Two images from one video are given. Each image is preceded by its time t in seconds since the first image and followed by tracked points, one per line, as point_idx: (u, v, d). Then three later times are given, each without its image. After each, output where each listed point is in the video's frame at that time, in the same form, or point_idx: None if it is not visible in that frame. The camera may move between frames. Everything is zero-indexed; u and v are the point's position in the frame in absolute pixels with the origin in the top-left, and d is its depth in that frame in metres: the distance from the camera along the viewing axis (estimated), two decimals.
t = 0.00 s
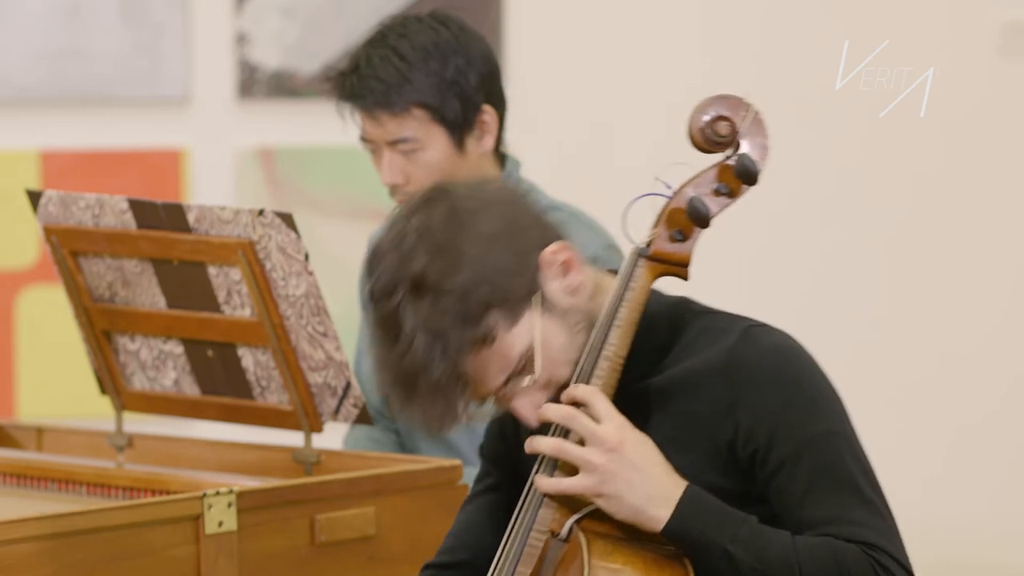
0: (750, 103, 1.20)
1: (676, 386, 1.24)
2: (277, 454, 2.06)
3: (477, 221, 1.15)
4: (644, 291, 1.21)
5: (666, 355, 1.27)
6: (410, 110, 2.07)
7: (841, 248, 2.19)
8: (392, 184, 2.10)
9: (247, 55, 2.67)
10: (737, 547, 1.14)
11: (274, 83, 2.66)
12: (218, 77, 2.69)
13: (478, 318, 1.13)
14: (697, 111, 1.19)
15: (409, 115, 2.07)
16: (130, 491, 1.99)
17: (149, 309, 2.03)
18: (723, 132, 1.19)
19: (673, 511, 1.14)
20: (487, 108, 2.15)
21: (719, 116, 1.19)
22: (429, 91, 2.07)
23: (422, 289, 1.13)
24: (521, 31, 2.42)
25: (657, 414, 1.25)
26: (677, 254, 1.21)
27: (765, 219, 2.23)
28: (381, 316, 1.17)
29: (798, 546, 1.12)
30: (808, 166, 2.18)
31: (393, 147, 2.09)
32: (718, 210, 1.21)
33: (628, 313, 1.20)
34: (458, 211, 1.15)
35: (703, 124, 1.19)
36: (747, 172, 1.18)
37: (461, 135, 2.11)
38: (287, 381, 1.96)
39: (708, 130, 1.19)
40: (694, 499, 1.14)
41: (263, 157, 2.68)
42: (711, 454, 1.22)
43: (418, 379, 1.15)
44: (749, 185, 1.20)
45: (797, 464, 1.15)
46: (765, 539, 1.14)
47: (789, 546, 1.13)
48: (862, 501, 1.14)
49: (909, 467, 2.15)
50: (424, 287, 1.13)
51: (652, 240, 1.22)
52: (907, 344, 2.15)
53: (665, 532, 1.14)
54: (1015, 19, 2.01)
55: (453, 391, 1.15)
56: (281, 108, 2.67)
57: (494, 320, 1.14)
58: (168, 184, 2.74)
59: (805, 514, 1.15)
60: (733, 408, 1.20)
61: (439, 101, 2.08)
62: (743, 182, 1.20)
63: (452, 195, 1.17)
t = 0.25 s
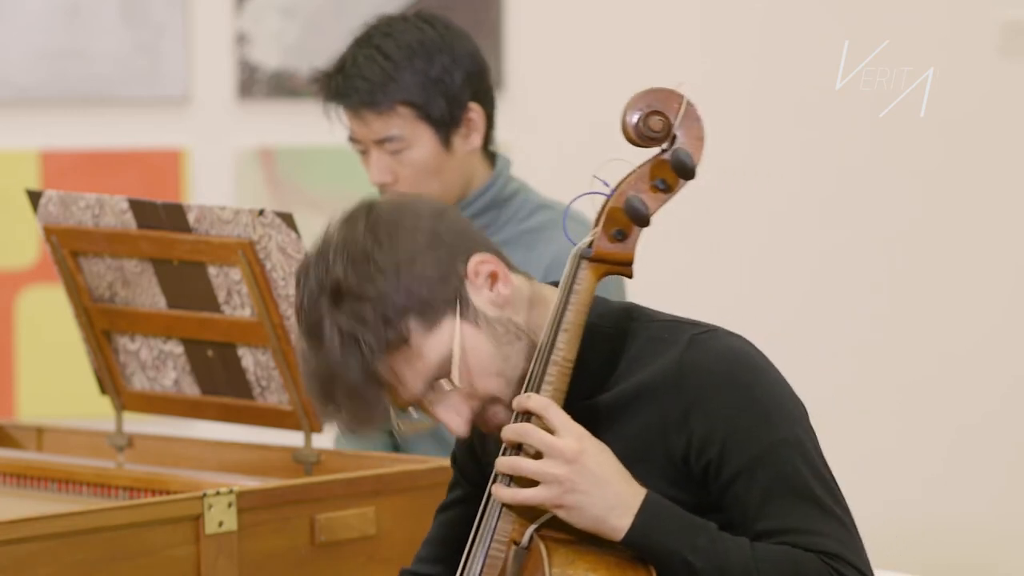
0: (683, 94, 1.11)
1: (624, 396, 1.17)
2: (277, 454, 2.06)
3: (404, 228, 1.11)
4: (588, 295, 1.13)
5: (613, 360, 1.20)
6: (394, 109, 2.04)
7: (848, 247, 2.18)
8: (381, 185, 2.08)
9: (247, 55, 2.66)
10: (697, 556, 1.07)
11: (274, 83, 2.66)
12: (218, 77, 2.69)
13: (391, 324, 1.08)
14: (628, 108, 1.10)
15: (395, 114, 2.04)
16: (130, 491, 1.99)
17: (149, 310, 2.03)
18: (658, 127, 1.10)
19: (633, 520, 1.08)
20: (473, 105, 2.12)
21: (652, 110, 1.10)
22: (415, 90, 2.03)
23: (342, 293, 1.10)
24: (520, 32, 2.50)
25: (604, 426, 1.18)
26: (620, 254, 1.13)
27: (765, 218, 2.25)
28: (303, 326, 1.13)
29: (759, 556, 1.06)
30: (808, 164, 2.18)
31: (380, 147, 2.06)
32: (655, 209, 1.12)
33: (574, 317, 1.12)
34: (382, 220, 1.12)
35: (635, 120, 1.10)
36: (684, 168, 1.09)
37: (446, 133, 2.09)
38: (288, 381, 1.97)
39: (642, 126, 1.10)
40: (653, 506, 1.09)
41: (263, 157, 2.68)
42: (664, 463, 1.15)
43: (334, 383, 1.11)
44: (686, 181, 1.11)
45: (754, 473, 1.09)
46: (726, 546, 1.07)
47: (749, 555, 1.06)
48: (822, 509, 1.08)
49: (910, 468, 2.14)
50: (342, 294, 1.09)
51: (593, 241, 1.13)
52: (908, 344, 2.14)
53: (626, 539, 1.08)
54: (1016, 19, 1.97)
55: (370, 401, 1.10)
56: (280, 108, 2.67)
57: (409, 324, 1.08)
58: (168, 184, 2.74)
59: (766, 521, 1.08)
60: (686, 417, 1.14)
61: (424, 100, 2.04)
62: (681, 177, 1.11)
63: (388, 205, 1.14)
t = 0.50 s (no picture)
0: (687, 91, 1.19)
1: (648, 372, 1.26)
2: (277, 454, 2.06)
3: (500, 141, 1.31)
4: (594, 286, 1.22)
5: (638, 340, 1.30)
6: (386, 97, 2.12)
7: (857, 244, 2.17)
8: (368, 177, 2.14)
9: (247, 55, 2.66)
10: (710, 522, 1.13)
11: (274, 83, 2.66)
12: (218, 76, 2.70)
13: (439, 213, 1.28)
14: (633, 104, 1.18)
15: (385, 102, 2.12)
16: (130, 491, 1.99)
17: (149, 310, 2.03)
18: (663, 123, 1.18)
19: (643, 488, 1.14)
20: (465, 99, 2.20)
21: (656, 105, 1.18)
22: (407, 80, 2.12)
23: (420, 161, 1.31)
24: (520, 32, 2.52)
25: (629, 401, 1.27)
26: (625, 247, 1.21)
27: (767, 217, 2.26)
28: (379, 167, 1.35)
29: (772, 523, 1.12)
30: (813, 161, 2.19)
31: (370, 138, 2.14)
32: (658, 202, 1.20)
33: (578, 312, 1.21)
34: (492, 120, 1.32)
35: (640, 116, 1.18)
36: (687, 163, 1.17)
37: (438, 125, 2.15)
38: (287, 381, 1.97)
39: (647, 122, 1.18)
40: (666, 474, 1.15)
41: (263, 157, 2.68)
42: (684, 438, 1.23)
43: (364, 230, 1.31)
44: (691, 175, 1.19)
45: (769, 446, 1.16)
46: (738, 514, 1.13)
47: (762, 523, 1.12)
48: (834, 484, 1.14)
49: (912, 469, 2.13)
50: (421, 161, 1.31)
51: (599, 234, 1.22)
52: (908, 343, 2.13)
53: (638, 503, 1.14)
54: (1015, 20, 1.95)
55: (390, 259, 1.30)
56: (280, 108, 2.67)
57: (455, 223, 1.29)
58: (168, 184, 2.74)
59: (779, 494, 1.15)
60: (706, 393, 1.22)
61: (418, 90, 2.13)
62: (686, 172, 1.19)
63: (504, 113, 1.33)
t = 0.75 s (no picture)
0: (745, 99, 1.20)
1: (694, 367, 1.26)
2: (277, 454, 2.06)
3: (585, 115, 1.31)
4: (642, 285, 1.22)
5: (685, 336, 1.29)
6: (381, 84, 2.23)
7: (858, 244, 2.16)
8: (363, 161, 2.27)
9: (247, 55, 2.66)
10: (734, 504, 1.11)
11: (274, 83, 2.66)
12: (217, 76, 2.69)
13: (508, 168, 1.30)
14: (693, 108, 1.19)
15: (380, 89, 2.24)
16: (130, 491, 1.99)
17: (149, 310, 2.03)
18: (719, 128, 1.19)
19: (668, 470, 1.13)
20: (460, 92, 2.29)
21: (715, 111, 1.19)
22: (404, 67, 2.23)
23: (506, 116, 1.33)
24: (520, 33, 2.44)
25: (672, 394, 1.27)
26: (675, 250, 1.22)
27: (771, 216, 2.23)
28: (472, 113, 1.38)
29: (796, 508, 1.09)
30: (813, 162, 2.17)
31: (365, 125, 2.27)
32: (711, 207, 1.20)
33: (626, 308, 1.21)
34: (585, 92, 1.33)
35: (698, 120, 1.19)
36: (744, 170, 1.18)
37: (434, 114, 2.27)
38: (287, 381, 1.97)
39: (703, 127, 1.19)
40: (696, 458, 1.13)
41: (263, 157, 2.68)
42: (723, 433, 1.23)
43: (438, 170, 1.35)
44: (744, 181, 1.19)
45: (807, 438, 1.14)
46: (763, 498, 1.10)
47: (786, 508, 1.09)
48: (865, 475, 1.11)
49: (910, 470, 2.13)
50: (507, 116, 1.33)
51: (650, 236, 1.22)
52: (906, 344, 2.13)
53: (662, 486, 1.13)
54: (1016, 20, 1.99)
55: (454, 202, 1.34)
56: (281, 108, 2.67)
57: (521, 182, 1.30)
58: (168, 184, 2.74)
59: (808, 483, 1.12)
60: (748, 388, 1.21)
61: (413, 80, 2.24)
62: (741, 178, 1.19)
63: (601, 89, 1.33)
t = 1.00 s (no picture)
0: (760, 104, 1.18)
1: (697, 372, 1.26)
2: (277, 454, 2.06)
3: (613, 103, 1.29)
4: (652, 289, 1.21)
5: (691, 339, 1.29)
6: (378, 73, 2.23)
7: (848, 246, 2.17)
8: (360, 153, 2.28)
9: (247, 55, 2.66)
10: (731, 530, 1.12)
11: (274, 83, 2.65)
12: (218, 76, 2.69)
13: (533, 150, 1.28)
14: (707, 112, 1.17)
15: (376, 78, 2.23)
16: (130, 491, 1.99)
17: (149, 310, 2.03)
18: (733, 134, 1.17)
19: (667, 496, 1.13)
20: (456, 85, 2.30)
21: (728, 116, 1.17)
22: (400, 59, 2.23)
23: (531, 100, 1.31)
24: (520, 33, 2.47)
25: (677, 398, 1.27)
26: (686, 254, 1.22)
27: (768, 218, 2.24)
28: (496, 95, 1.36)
29: (795, 532, 1.10)
30: (811, 162, 2.17)
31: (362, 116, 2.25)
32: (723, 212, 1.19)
33: (635, 312, 1.20)
34: (613, 81, 1.31)
35: (712, 126, 1.17)
36: (756, 176, 1.16)
37: (430, 106, 2.28)
38: (287, 381, 1.97)
39: (717, 133, 1.17)
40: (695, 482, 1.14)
41: (262, 157, 2.68)
42: (727, 440, 1.23)
43: (462, 151, 1.32)
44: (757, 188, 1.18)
45: (807, 454, 1.14)
46: (761, 524, 1.12)
47: (783, 534, 1.10)
48: (867, 495, 1.11)
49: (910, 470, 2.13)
50: (535, 98, 1.30)
51: (661, 241, 1.22)
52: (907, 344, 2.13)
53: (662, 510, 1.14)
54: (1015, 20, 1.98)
55: (475, 182, 1.31)
56: (281, 108, 2.67)
57: (545, 165, 1.28)
58: (168, 184, 2.74)
59: (806, 505, 1.13)
60: (753, 397, 1.21)
61: (409, 71, 2.24)
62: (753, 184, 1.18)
63: (627, 78, 1.31)
